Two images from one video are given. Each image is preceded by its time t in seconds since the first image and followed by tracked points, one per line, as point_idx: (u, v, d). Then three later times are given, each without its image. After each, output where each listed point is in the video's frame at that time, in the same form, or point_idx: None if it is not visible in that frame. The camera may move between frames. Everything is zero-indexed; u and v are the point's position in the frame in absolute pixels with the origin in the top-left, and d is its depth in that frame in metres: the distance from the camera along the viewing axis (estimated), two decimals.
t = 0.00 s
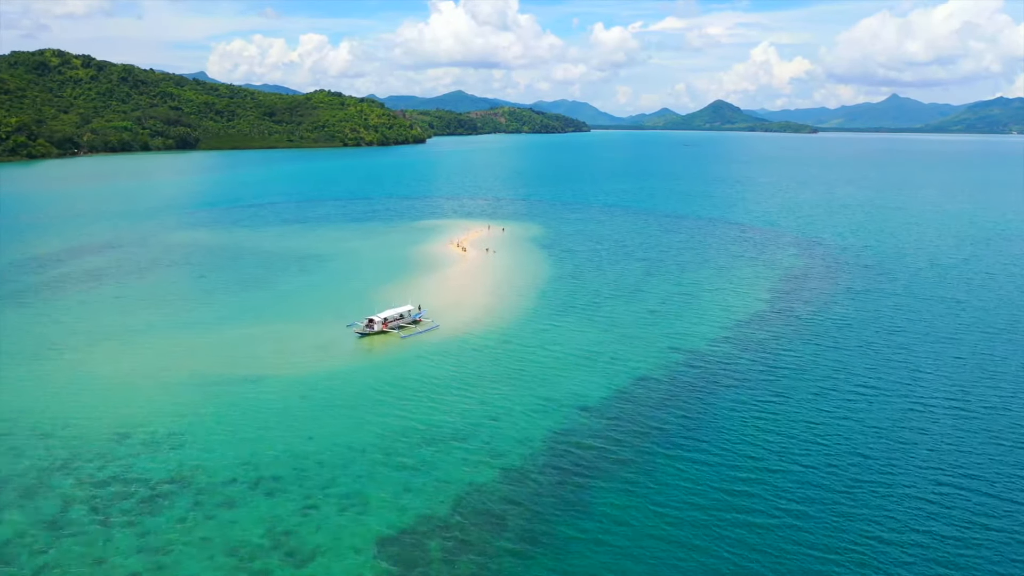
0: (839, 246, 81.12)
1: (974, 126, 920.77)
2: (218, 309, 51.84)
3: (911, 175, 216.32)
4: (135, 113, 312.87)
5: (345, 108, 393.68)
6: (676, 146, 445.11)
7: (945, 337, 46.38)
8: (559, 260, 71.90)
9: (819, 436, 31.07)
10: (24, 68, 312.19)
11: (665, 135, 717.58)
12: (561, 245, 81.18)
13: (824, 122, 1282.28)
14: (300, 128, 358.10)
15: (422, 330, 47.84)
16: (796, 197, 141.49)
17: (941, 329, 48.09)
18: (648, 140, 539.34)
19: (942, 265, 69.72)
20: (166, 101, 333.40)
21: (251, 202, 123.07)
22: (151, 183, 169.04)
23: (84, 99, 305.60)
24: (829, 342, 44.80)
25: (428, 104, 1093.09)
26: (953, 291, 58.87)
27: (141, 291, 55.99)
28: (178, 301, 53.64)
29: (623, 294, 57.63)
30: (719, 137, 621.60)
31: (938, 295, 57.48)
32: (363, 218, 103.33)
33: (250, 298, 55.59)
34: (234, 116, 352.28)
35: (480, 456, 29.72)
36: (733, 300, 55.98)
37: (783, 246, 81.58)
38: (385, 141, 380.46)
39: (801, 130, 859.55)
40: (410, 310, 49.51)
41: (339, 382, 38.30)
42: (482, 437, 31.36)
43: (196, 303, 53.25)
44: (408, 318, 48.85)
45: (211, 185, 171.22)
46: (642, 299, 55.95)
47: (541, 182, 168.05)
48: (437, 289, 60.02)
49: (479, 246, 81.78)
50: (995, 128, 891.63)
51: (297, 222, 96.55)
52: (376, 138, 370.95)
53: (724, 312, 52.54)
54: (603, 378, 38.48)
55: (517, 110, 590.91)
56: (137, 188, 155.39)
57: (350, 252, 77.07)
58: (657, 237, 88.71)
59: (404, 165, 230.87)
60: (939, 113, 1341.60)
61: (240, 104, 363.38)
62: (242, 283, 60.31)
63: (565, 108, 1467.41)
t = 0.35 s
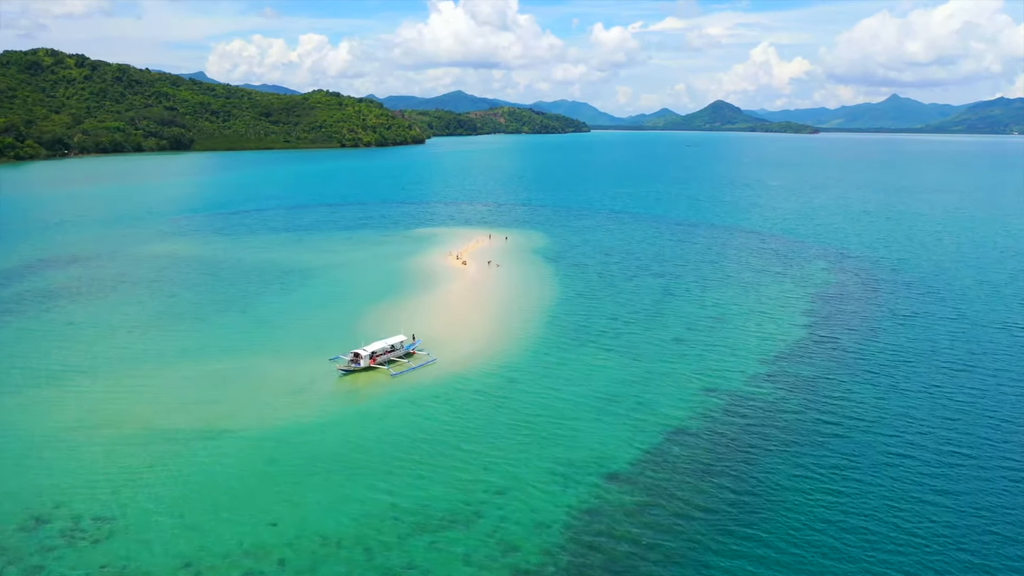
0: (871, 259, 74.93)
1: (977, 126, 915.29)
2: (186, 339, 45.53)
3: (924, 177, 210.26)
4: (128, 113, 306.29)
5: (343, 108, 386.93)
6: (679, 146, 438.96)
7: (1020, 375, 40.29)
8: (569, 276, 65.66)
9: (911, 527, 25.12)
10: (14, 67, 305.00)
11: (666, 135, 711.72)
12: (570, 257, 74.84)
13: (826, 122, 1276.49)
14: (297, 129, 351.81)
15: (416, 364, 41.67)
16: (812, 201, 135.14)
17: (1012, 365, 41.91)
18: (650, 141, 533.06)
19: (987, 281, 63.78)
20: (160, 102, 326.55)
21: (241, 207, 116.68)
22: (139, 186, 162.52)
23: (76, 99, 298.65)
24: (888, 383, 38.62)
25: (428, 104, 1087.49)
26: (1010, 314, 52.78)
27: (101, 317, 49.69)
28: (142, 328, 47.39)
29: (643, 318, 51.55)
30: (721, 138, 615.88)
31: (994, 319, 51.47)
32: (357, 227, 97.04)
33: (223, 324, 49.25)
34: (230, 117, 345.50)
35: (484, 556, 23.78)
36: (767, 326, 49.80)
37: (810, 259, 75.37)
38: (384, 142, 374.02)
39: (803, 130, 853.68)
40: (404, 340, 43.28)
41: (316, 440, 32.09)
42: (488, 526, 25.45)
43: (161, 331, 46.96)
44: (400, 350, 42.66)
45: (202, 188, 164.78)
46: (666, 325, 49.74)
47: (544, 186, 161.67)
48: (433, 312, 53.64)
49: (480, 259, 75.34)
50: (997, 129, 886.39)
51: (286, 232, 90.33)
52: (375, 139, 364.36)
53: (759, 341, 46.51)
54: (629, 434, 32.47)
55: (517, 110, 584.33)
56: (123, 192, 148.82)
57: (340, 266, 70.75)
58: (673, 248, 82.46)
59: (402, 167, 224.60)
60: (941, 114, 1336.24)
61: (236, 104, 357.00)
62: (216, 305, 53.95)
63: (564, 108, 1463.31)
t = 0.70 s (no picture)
0: (910, 275, 68.48)
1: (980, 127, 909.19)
2: (141, 381, 39.21)
3: (938, 179, 203.91)
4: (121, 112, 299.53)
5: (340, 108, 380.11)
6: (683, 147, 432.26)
7: None
8: (581, 295, 59.12)
9: None
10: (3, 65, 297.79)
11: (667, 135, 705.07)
12: (581, 272, 68.33)
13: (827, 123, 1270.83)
14: (294, 129, 345.24)
15: (408, 413, 35.30)
16: (828, 205, 128.56)
17: None
18: (651, 141, 526.70)
19: None
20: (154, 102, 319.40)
21: (228, 213, 110.04)
22: (126, 189, 155.65)
23: (67, 99, 291.25)
24: (972, 442, 32.29)
25: (428, 104, 1080.98)
26: None
27: (47, 352, 43.40)
28: (91, 368, 41.02)
29: (669, 348, 45.26)
30: (723, 139, 609.80)
31: None
32: (351, 236, 90.57)
33: (187, 359, 42.84)
34: (225, 116, 338.36)
35: None
36: (814, 360, 43.37)
37: (843, 274, 68.85)
38: (382, 142, 367.54)
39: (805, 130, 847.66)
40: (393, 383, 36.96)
41: (282, 533, 25.97)
42: None
43: (115, 370, 40.69)
44: (389, 396, 36.33)
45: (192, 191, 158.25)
46: (697, 358, 43.35)
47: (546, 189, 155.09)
48: (430, 341, 47.02)
49: (481, 273, 68.70)
50: (1000, 129, 880.25)
51: (273, 242, 84.05)
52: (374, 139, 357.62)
53: (807, 380, 40.27)
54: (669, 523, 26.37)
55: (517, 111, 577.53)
56: (108, 195, 141.92)
57: (327, 283, 64.44)
58: (691, 260, 75.85)
59: (399, 169, 218.10)
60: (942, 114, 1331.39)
61: (232, 104, 350.50)
62: (183, 334, 47.60)
63: (564, 108, 1456.68)
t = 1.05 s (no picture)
0: (955, 293, 62.12)
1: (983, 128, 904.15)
2: (77, 438, 32.53)
3: (951, 182, 198.03)
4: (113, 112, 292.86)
5: (337, 108, 373.35)
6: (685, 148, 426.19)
7: None
8: (597, 319, 52.57)
9: None
10: None
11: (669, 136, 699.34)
12: (593, 290, 61.82)
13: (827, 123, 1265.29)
14: (291, 129, 338.82)
15: (398, 482, 28.90)
16: (846, 211, 122.28)
17: None
18: (653, 142, 521.22)
19: None
20: (147, 102, 312.33)
21: (213, 220, 103.25)
22: (110, 192, 148.73)
23: (57, 98, 283.95)
24: None
25: (427, 104, 1075.34)
26: None
27: None
28: (27, 418, 34.76)
29: (705, 388, 39.05)
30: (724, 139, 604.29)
31: None
32: (341, 246, 83.95)
33: (137, 407, 36.15)
34: (220, 116, 331.36)
35: None
36: (877, 406, 36.92)
37: (882, 292, 62.56)
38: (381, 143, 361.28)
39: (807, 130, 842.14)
40: (380, 442, 30.54)
41: None
42: None
43: (48, 424, 34.03)
44: (375, 459, 29.95)
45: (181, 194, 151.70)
46: (739, 404, 36.81)
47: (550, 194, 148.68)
48: (427, 377, 40.10)
49: (483, 291, 61.83)
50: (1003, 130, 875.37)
51: (257, 254, 77.41)
52: (372, 140, 351.10)
53: (873, 432, 34.09)
54: None
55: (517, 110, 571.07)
56: (90, 198, 134.90)
57: (311, 305, 57.76)
58: (712, 274, 69.31)
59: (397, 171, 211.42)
60: (944, 114, 1326.17)
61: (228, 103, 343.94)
62: (139, 372, 40.97)
63: (564, 108, 1452.55)
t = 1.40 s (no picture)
0: (991, 307, 57.93)
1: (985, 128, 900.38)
2: (20, 487, 28.32)
3: (960, 184, 194.21)
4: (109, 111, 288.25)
5: (335, 108, 368.84)
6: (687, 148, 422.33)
7: None
8: (608, 337, 48.39)
9: None
10: None
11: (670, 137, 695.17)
12: (602, 304, 57.63)
13: (828, 123, 1261.69)
14: (289, 130, 334.79)
15: (388, 547, 24.77)
16: (859, 215, 118.13)
17: None
18: (653, 142, 517.51)
19: None
20: (142, 102, 307.53)
21: (202, 224, 98.88)
22: (99, 194, 144.05)
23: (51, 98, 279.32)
24: None
25: (427, 104, 1070.83)
26: None
27: None
28: None
29: (736, 421, 34.87)
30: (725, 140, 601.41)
31: None
32: (335, 253, 79.69)
33: (94, 445, 31.84)
34: (216, 116, 326.61)
35: None
36: (930, 444, 32.78)
37: (912, 305, 58.41)
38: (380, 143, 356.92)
39: (808, 130, 838.48)
40: (368, 496, 26.45)
41: None
42: None
43: None
44: (362, 516, 25.87)
45: (173, 196, 147.20)
46: (774, 441, 32.71)
47: (552, 196, 144.39)
48: (424, 411, 35.80)
49: (485, 304, 57.40)
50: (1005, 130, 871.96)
51: (245, 262, 73.11)
52: (371, 141, 346.88)
53: (931, 476, 29.94)
54: None
55: (517, 110, 566.89)
56: (77, 200, 130.18)
57: (300, 320, 53.50)
58: (728, 285, 65.03)
59: (396, 172, 207.10)
60: (944, 114, 1323.37)
61: (225, 103, 339.63)
62: (103, 401, 36.71)
63: (564, 108, 1449.47)
